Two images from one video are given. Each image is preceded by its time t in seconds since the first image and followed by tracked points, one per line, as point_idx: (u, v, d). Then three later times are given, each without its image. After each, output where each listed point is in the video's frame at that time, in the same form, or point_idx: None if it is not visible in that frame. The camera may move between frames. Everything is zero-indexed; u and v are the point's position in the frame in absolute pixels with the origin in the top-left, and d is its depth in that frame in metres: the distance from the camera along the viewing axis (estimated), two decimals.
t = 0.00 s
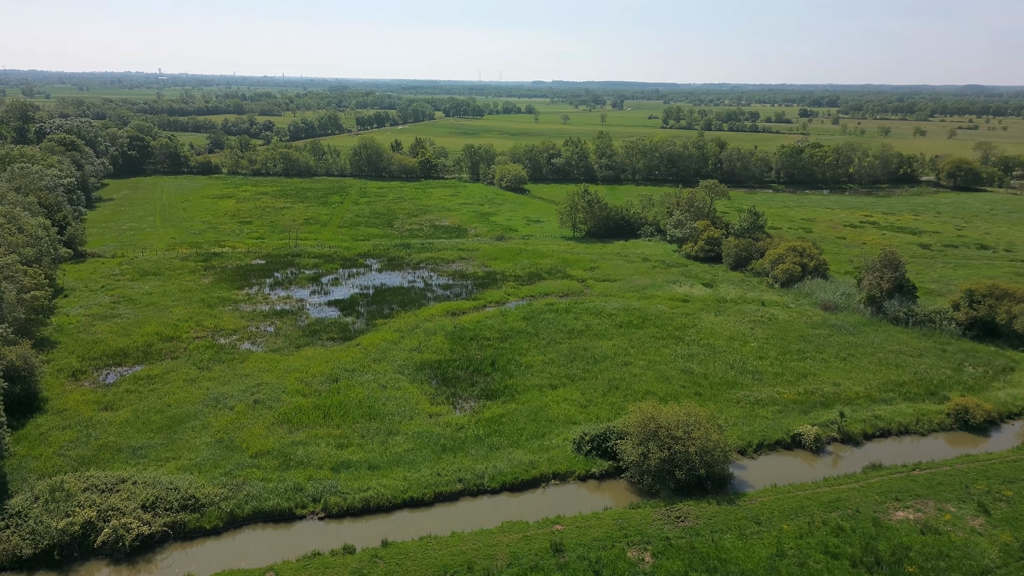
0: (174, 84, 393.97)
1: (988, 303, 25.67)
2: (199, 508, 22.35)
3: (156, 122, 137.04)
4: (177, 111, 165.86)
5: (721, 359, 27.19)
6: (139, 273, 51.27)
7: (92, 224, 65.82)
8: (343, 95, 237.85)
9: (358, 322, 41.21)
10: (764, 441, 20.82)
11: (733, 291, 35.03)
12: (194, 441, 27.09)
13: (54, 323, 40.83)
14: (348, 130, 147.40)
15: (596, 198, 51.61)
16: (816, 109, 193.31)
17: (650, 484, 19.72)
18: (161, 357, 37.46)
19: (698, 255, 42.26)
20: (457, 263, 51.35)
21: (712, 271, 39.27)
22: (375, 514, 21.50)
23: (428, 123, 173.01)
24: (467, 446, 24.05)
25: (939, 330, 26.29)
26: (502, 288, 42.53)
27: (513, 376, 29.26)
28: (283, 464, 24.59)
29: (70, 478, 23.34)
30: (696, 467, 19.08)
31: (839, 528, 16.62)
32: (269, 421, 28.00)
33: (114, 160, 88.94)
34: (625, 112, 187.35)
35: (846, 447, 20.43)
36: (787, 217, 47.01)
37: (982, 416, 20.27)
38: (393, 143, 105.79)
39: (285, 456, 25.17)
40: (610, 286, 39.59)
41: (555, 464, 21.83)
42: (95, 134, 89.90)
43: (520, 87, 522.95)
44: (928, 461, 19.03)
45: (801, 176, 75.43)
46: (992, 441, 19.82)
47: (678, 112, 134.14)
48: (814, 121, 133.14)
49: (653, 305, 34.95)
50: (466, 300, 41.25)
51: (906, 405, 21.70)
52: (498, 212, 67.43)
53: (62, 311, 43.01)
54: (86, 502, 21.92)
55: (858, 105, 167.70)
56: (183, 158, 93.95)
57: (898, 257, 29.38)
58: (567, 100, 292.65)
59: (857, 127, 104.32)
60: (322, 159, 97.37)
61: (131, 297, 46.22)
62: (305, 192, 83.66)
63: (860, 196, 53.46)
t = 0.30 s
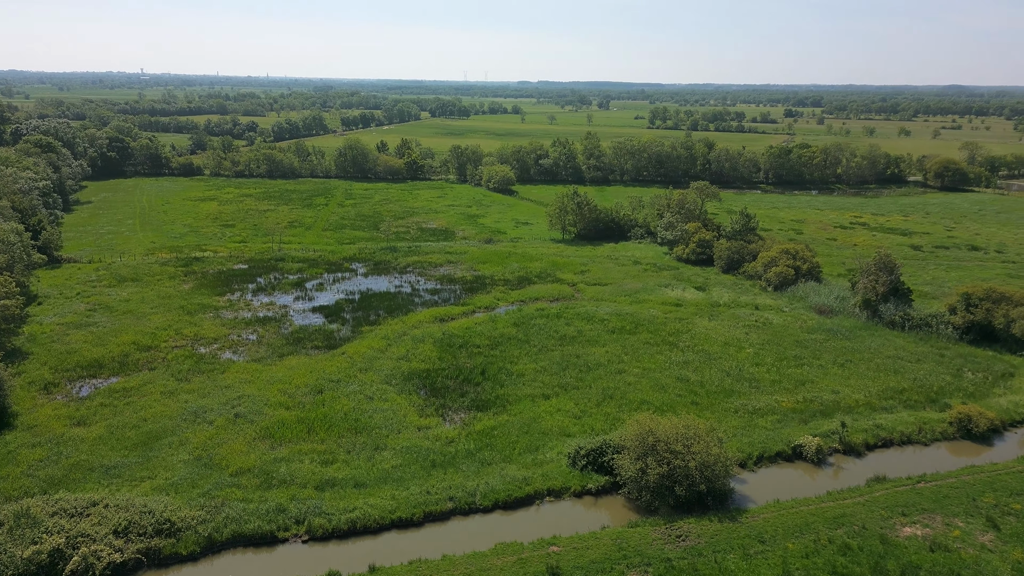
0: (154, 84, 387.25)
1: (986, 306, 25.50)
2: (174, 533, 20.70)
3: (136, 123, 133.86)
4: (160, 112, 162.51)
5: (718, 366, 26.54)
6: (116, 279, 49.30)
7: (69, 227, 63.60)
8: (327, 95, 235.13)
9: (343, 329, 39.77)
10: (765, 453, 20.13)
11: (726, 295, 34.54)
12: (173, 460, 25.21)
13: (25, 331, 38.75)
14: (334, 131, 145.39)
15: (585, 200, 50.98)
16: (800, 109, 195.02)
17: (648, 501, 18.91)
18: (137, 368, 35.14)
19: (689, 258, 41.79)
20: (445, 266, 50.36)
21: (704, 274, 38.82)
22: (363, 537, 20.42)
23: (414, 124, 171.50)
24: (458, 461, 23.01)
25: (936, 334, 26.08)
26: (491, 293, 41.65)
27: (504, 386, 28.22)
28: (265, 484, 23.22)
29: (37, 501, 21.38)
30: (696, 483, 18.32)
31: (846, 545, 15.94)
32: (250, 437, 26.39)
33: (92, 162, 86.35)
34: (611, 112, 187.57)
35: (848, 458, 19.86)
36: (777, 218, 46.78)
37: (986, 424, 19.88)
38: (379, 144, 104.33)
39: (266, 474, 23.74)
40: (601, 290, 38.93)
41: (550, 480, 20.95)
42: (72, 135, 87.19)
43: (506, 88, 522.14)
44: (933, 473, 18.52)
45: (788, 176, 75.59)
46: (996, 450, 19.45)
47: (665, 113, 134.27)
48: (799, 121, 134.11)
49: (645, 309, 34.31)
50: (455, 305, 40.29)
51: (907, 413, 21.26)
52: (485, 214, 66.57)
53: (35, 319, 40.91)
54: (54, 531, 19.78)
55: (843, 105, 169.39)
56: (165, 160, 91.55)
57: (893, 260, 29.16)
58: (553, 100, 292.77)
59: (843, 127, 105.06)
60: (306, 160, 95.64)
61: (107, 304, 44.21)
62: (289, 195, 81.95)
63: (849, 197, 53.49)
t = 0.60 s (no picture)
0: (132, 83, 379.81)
1: (983, 310, 25.37)
2: (148, 560, 18.88)
3: (114, 123, 130.33)
4: (141, 112, 158.76)
5: (714, 373, 25.89)
6: (93, 285, 47.12)
7: (44, 231, 61.26)
8: (311, 95, 231.89)
9: (328, 336, 37.64)
10: (766, 465, 19.48)
11: (719, 298, 34.06)
12: (148, 480, 22.97)
13: None
14: (319, 131, 143.16)
15: (575, 201, 50.32)
16: (786, 109, 196.19)
17: (648, 519, 18.08)
18: (113, 380, 32.80)
19: (680, 260, 41.32)
20: (433, 270, 49.32)
21: (696, 277, 38.32)
22: (349, 560, 18.85)
23: (400, 123, 169.63)
24: (448, 479, 21.56)
25: (933, 338, 25.94)
26: (480, 297, 40.73)
27: (495, 395, 27.01)
28: (246, 503, 21.35)
29: None
30: (698, 499, 17.57)
31: (854, 564, 15.27)
32: (229, 453, 24.26)
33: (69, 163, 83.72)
34: (598, 112, 187.41)
35: (851, 470, 19.32)
36: (767, 219, 46.58)
37: (990, 433, 19.55)
38: (364, 145, 102.70)
39: (247, 493, 21.94)
40: (592, 293, 38.26)
41: (545, 497, 19.98)
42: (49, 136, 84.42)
43: (492, 87, 520.70)
44: (939, 485, 18.03)
45: (776, 176, 75.67)
46: (999, 459, 19.10)
47: (651, 112, 134.26)
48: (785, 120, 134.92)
49: (638, 314, 33.65)
50: (443, 310, 39.29)
51: (908, 422, 20.86)
52: (473, 216, 65.64)
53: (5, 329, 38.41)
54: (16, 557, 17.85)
55: (827, 105, 170.93)
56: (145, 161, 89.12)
57: (888, 262, 28.73)
58: (539, 100, 292.20)
59: (828, 127, 105.81)
60: (290, 161, 93.80)
61: (83, 312, 41.84)
62: (273, 196, 80.10)
63: (837, 197, 53.50)
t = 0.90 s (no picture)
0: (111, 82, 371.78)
1: (981, 314, 25.22)
2: None
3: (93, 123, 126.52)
4: (122, 112, 154.91)
5: (711, 381, 25.21)
6: (68, 291, 43.50)
7: (19, 235, 58.83)
8: (294, 95, 228.39)
9: (313, 346, 35.43)
10: (767, 478, 18.84)
11: (712, 302, 33.55)
12: (121, 506, 20.73)
13: None
14: (303, 132, 140.83)
15: (564, 203, 49.63)
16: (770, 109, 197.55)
17: (648, 539, 17.25)
18: (87, 394, 29.71)
19: (672, 263, 40.81)
20: (420, 274, 48.23)
21: (688, 280, 37.80)
22: None
23: (385, 124, 167.66)
24: (437, 498, 20.24)
25: (931, 343, 25.73)
26: (470, 302, 39.74)
27: (486, 406, 25.86)
28: (227, 528, 19.49)
29: None
30: (700, 518, 16.80)
31: None
32: (208, 471, 22.38)
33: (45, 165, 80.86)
34: (585, 112, 187.25)
35: (854, 482, 18.77)
36: (758, 220, 46.29)
37: (994, 443, 19.21)
38: (349, 145, 100.98)
39: (226, 516, 20.04)
40: (584, 298, 37.53)
41: (540, 516, 18.97)
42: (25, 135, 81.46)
43: (478, 87, 518.69)
44: (946, 499, 17.54)
45: (764, 176, 75.69)
46: (1004, 470, 18.73)
47: (639, 112, 134.15)
48: (771, 120, 135.65)
49: (631, 319, 32.96)
50: (431, 316, 38.23)
51: (911, 432, 20.44)
52: (461, 218, 64.62)
53: None
54: None
55: (812, 105, 172.55)
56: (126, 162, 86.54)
57: (884, 266, 28.63)
58: (525, 100, 291.46)
59: (814, 127, 106.44)
60: (274, 162, 91.87)
61: (56, 320, 38.40)
62: (256, 199, 78.26)
63: (826, 198, 53.48)
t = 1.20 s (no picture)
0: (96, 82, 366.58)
1: (985, 320, 25.01)
2: None
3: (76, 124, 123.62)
4: (108, 112, 152.04)
5: (713, 390, 24.51)
6: (48, 299, 41.62)
7: None
8: (283, 95, 226.29)
9: (301, 354, 33.91)
10: (775, 493, 18.12)
11: (711, 307, 32.96)
12: (95, 530, 18.77)
13: None
14: (292, 132, 138.99)
15: (558, 205, 48.90)
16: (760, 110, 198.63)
17: (654, 562, 16.29)
18: (65, 407, 27.66)
19: (667, 266, 40.24)
20: (412, 278, 47.26)
21: (685, 284, 37.23)
22: None
23: (376, 124, 166.13)
24: (430, 515, 19.02)
25: (934, 348, 25.43)
26: (463, 308, 38.84)
27: (481, 417, 24.85)
28: (210, 553, 17.72)
29: None
30: (708, 539, 15.98)
31: None
32: (190, 491, 20.53)
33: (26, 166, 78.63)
34: (576, 113, 187.11)
35: (864, 497, 18.13)
36: (754, 222, 45.87)
37: (1005, 455, 18.76)
38: (338, 146, 99.58)
39: (207, 540, 18.26)
40: (580, 302, 36.81)
41: (539, 537, 17.90)
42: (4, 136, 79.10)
43: (468, 87, 517.22)
44: (959, 514, 16.98)
45: (757, 176, 75.54)
46: (1015, 483, 18.31)
47: (630, 113, 133.93)
48: (761, 121, 136.08)
49: (628, 324, 32.26)
50: (423, 322, 37.30)
51: (920, 443, 19.95)
52: (453, 220, 63.73)
53: None
54: None
55: (801, 105, 173.52)
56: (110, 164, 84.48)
57: (885, 270, 28.57)
58: (516, 100, 290.65)
59: (805, 127, 106.82)
60: (262, 163, 90.32)
61: (36, 328, 36.38)
62: (244, 201, 76.71)
63: (820, 198, 53.29)
